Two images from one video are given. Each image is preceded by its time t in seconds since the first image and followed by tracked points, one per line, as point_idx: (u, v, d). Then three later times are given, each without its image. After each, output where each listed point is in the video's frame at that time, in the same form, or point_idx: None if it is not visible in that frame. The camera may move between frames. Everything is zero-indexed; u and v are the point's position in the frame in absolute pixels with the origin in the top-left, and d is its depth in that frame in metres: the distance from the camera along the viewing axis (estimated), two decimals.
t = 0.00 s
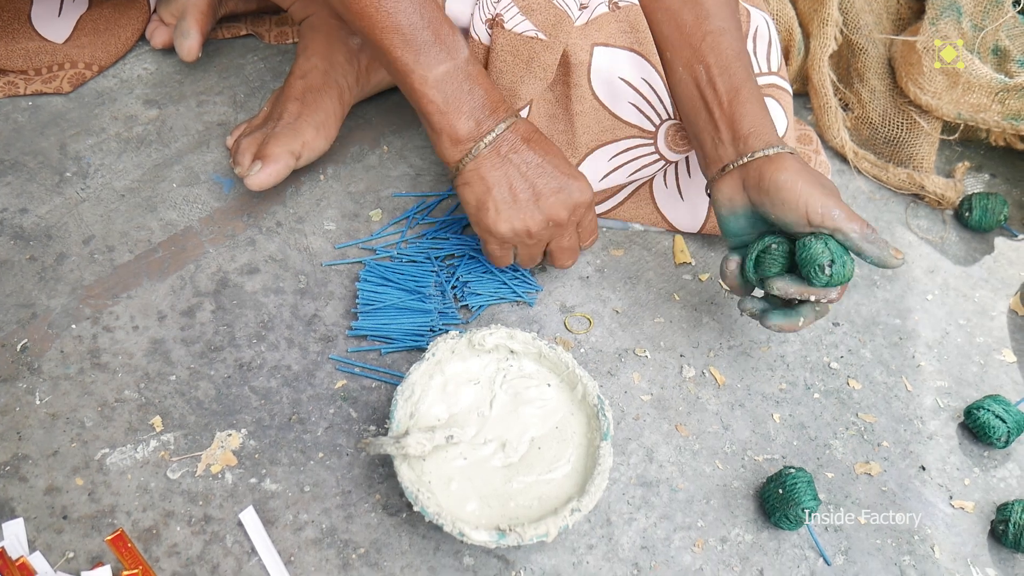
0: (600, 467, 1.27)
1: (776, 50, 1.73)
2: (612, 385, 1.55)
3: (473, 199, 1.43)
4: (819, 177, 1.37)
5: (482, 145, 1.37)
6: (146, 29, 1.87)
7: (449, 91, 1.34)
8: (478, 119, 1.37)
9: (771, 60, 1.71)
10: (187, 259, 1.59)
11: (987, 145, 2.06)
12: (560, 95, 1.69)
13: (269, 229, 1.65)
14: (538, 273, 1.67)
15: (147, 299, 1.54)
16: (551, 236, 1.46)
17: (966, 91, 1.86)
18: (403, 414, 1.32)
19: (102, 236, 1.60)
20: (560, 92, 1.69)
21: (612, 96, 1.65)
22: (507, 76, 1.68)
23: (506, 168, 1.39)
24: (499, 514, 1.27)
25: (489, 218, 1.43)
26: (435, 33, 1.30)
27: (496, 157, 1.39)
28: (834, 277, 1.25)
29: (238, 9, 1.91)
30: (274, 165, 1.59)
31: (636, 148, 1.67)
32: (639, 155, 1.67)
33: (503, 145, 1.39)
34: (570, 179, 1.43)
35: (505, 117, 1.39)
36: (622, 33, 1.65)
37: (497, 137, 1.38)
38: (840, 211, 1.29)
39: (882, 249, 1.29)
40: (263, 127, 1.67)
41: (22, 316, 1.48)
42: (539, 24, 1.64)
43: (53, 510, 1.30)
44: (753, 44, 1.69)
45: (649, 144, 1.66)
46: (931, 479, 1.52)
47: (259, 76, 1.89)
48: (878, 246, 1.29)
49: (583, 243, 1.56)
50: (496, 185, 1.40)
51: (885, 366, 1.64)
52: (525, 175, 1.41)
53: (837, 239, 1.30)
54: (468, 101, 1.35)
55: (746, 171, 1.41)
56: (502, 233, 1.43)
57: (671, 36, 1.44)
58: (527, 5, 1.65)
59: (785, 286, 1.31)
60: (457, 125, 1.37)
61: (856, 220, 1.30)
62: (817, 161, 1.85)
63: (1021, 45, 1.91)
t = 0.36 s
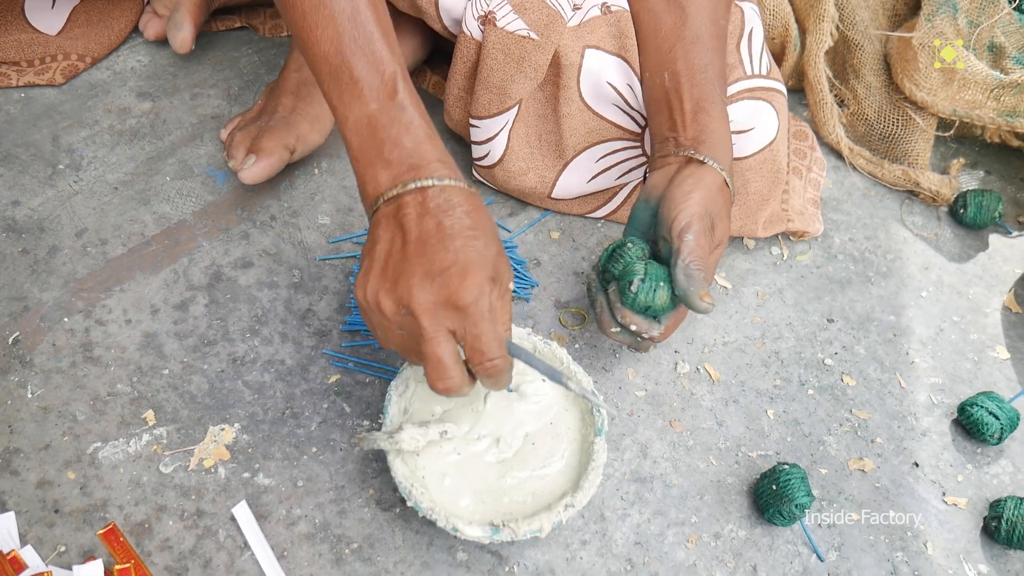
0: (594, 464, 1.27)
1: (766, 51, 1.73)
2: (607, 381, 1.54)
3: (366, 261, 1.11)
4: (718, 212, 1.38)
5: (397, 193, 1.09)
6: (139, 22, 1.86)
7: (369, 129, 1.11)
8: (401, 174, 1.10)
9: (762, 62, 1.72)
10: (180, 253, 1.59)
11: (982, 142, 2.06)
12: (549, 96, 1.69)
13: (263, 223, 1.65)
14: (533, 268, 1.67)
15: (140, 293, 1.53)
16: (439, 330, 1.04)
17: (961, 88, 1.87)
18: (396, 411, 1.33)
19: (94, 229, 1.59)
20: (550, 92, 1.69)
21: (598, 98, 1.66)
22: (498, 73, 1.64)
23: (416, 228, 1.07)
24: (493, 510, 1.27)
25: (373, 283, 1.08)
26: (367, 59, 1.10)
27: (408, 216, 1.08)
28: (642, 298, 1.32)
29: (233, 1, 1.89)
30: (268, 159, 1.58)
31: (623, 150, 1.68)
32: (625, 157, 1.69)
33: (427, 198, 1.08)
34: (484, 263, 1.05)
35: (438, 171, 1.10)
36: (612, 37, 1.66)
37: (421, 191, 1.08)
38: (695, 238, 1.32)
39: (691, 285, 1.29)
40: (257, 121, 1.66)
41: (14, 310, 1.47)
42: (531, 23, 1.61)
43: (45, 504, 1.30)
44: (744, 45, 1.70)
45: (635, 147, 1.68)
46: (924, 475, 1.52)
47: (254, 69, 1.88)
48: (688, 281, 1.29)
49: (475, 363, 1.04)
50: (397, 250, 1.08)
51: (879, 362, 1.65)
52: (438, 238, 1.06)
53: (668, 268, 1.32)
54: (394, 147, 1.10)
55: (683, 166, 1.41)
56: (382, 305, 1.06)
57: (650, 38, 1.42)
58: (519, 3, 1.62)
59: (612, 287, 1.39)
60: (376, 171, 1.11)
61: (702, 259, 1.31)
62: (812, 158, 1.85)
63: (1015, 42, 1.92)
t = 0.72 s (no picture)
0: (594, 462, 1.28)
1: (764, 50, 1.74)
2: (606, 380, 1.55)
3: (435, 175, 1.13)
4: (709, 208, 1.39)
5: (450, 104, 1.11)
6: (139, 21, 1.86)
7: (411, 52, 1.15)
8: (451, 83, 1.13)
9: (760, 61, 1.72)
10: (181, 252, 1.59)
11: (980, 141, 2.07)
12: (547, 96, 1.70)
13: (264, 222, 1.65)
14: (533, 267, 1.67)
15: (141, 292, 1.53)
16: (526, 212, 1.03)
17: (959, 87, 1.87)
18: (397, 407, 1.32)
19: (95, 228, 1.59)
20: (548, 93, 1.70)
21: (595, 98, 1.67)
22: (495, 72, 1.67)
23: (478, 124, 1.08)
24: (493, 509, 1.28)
25: (448, 190, 1.10)
26: None
27: (466, 117, 1.09)
28: (626, 289, 1.36)
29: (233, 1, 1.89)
30: (268, 158, 1.59)
31: (622, 149, 1.67)
32: (624, 155, 1.67)
33: (479, 100, 1.09)
34: (553, 137, 1.04)
35: (486, 74, 1.12)
36: (609, 37, 1.68)
37: (473, 95, 1.10)
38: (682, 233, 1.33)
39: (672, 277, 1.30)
40: (257, 120, 1.66)
41: (15, 308, 1.48)
42: (528, 24, 1.64)
43: (46, 503, 1.30)
44: (742, 44, 1.71)
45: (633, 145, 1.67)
46: (922, 474, 1.52)
47: (254, 69, 1.88)
48: (671, 274, 1.31)
49: (566, 242, 1.06)
50: (463, 154, 1.09)
51: (877, 361, 1.65)
52: (500, 127, 1.06)
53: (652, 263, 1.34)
54: (438, 60, 1.13)
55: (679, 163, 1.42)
56: (462, 208, 1.08)
57: (647, 37, 1.42)
58: (516, 4, 1.64)
59: (598, 277, 1.43)
60: (428, 91, 1.14)
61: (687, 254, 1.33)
62: (811, 157, 1.86)
63: (1013, 40, 1.92)
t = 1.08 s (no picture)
0: (594, 463, 1.28)
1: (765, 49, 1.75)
2: (606, 381, 1.55)
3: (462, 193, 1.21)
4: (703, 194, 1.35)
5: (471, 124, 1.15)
6: (141, 24, 1.87)
7: (433, 67, 1.18)
8: (469, 100, 1.16)
9: (761, 60, 1.73)
10: (182, 254, 1.59)
11: (981, 142, 2.07)
12: (549, 94, 1.71)
13: (265, 224, 1.65)
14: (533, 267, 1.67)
15: (142, 293, 1.53)
16: (551, 236, 1.13)
17: (960, 88, 1.88)
18: (398, 408, 1.33)
19: (96, 229, 1.60)
20: (549, 91, 1.71)
21: (597, 96, 1.67)
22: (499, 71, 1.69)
23: (499, 147, 1.12)
24: (493, 510, 1.28)
25: (477, 211, 1.18)
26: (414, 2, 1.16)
27: (487, 139, 1.14)
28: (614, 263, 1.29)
29: (234, 3, 1.90)
30: (269, 160, 1.59)
31: (624, 148, 1.65)
32: (628, 153, 1.64)
33: (497, 123, 1.13)
34: (571, 161, 1.09)
35: (505, 90, 1.15)
36: (610, 35, 1.69)
37: (493, 114, 1.13)
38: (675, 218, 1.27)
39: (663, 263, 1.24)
40: (257, 121, 1.67)
41: (17, 310, 1.48)
42: (529, 23, 1.68)
43: (48, 504, 1.30)
44: (743, 44, 1.72)
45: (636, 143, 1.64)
46: (923, 474, 1.52)
47: (255, 71, 1.89)
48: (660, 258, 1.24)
49: (593, 255, 1.16)
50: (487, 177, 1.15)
51: (878, 362, 1.65)
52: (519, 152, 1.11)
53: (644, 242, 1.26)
54: (456, 77, 1.16)
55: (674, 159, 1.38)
56: (493, 229, 1.17)
57: (647, 34, 1.43)
58: (517, 3, 1.70)
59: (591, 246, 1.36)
60: (448, 108, 1.18)
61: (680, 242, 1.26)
62: (811, 158, 1.86)
63: (1013, 41, 1.92)
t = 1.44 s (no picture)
0: (592, 465, 1.28)
1: (766, 52, 1.74)
2: (605, 382, 1.55)
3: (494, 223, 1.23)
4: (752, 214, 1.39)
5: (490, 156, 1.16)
6: (140, 26, 1.87)
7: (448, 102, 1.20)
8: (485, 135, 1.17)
9: (759, 62, 1.72)
10: (180, 256, 1.59)
11: (980, 143, 2.06)
12: (547, 96, 1.72)
13: (263, 226, 1.65)
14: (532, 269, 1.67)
15: (141, 295, 1.54)
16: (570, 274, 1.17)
17: (958, 89, 1.88)
18: (397, 410, 1.33)
19: (95, 232, 1.60)
20: (547, 94, 1.72)
21: (596, 98, 1.67)
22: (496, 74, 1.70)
23: (518, 186, 1.15)
24: (491, 511, 1.28)
25: (503, 248, 1.22)
26: (428, 39, 1.18)
27: (507, 173, 1.15)
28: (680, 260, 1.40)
29: (232, 5, 1.90)
30: (267, 162, 1.59)
31: (621, 150, 1.66)
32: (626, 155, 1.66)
33: (515, 160, 1.14)
34: (585, 199, 1.11)
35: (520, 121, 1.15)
36: (609, 36, 1.69)
37: (515, 145, 1.14)
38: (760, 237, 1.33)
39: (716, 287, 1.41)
40: (256, 123, 1.67)
41: (15, 312, 1.48)
42: (527, 25, 1.68)
43: (46, 506, 1.30)
44: (742, 48, 1.72)
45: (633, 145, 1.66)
46: (922, 476, 1.52)
47: (254, 73, 1.89)
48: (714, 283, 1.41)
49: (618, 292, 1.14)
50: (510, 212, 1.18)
51: (877, 363, 1.65)
52: (542, 189, 1.12)
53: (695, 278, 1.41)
54: (472, 111, 1.17)
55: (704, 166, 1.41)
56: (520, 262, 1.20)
57: (654, 37, 1.41)
58: (516, 6, 1.69)
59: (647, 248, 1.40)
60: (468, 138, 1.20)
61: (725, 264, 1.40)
62: (810, 159, 1.86)
63: (1012, 42, 1.92)
